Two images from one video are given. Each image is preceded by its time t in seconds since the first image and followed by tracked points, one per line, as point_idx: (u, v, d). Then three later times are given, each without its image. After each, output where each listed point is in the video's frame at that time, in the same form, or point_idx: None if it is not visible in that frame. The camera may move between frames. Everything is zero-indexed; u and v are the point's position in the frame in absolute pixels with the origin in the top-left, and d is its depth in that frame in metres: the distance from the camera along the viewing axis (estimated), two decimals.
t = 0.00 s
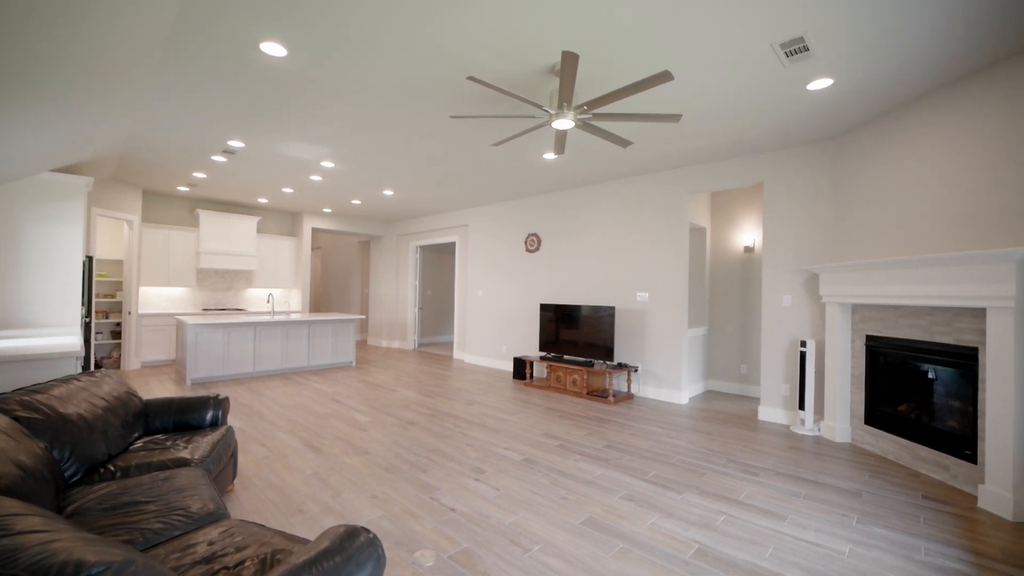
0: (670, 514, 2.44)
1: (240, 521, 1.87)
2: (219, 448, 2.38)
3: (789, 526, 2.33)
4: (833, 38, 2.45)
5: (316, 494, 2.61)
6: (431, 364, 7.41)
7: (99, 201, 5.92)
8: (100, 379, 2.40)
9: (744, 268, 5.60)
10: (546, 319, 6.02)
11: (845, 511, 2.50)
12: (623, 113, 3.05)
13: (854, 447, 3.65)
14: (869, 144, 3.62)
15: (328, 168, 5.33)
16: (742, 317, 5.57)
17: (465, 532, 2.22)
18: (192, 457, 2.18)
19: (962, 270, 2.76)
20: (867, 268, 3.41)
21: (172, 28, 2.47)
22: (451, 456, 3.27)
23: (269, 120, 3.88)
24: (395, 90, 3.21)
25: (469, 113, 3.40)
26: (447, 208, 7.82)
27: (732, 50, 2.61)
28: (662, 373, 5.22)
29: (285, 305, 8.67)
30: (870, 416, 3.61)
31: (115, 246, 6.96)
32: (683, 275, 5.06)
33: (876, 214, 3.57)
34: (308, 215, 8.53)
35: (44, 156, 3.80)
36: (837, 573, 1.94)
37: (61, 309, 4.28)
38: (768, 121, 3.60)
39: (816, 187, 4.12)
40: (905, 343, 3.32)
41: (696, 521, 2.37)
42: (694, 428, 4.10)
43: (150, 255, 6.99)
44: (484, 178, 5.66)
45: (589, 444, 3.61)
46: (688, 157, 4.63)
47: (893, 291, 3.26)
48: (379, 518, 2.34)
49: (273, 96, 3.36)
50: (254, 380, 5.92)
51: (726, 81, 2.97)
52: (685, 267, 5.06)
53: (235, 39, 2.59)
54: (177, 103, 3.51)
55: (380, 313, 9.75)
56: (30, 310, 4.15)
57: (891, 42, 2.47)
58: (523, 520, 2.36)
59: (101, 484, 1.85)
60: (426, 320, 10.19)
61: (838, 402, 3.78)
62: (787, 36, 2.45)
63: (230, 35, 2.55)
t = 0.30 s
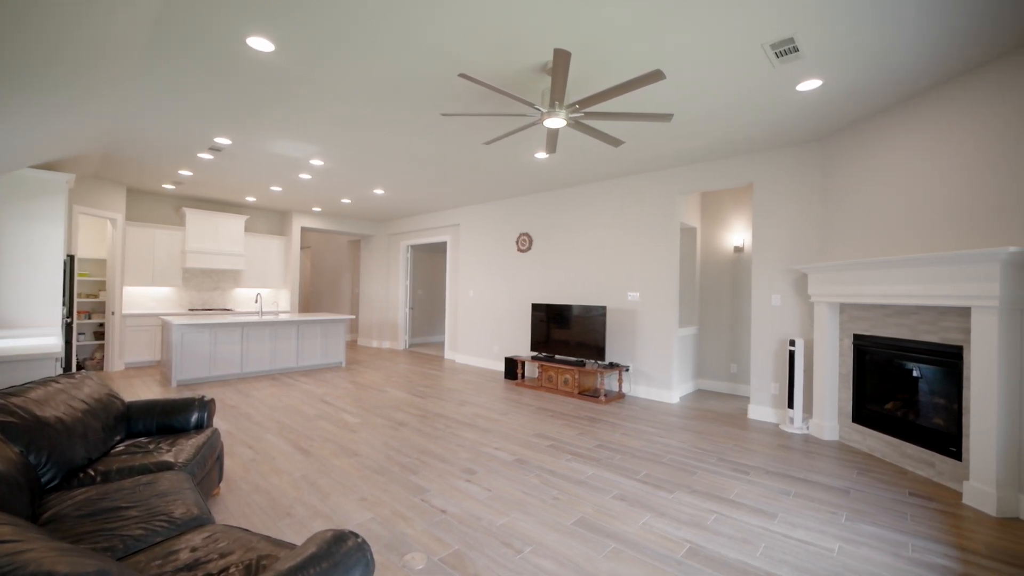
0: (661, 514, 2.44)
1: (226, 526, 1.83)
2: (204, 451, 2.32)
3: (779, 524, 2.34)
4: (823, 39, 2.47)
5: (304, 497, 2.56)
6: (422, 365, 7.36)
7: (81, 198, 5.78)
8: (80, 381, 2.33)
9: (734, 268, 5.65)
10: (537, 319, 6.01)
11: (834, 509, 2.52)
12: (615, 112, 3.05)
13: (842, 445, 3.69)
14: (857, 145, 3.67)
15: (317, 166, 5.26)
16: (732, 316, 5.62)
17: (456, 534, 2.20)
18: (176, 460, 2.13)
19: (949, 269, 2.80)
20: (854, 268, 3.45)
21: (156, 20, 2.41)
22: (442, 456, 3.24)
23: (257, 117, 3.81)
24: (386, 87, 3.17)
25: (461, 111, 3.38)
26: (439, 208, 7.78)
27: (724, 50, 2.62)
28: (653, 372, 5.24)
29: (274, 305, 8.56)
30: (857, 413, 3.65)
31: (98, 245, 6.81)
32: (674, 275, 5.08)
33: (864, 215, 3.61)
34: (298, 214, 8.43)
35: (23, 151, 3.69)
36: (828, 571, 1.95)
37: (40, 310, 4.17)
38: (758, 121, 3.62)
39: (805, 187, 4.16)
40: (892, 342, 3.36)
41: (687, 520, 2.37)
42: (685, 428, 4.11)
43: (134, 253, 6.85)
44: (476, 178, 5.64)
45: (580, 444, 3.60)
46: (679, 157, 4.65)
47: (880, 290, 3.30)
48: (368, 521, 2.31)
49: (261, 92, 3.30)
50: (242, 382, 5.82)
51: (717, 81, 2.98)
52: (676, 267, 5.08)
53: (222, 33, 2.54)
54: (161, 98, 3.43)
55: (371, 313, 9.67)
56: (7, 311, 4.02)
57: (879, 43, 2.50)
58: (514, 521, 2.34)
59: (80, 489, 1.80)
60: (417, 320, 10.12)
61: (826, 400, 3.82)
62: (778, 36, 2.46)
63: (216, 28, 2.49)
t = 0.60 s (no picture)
0: (653, 513, 2.43)
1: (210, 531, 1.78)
2: (188, 455, 2.27)
3: (769, 523, 2.35)
4: (812, 39, 2.48)
5: (292, 500, 2.52)
6: (413, 365, 7.31)
7: (62, 195, 5.63)
8: (58, 383, 2.26)
9: (724, 268, 5.68)
10: (528, 318, 5.99)
11: (824, 507, 2.54)
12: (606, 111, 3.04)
13: (830, 443, 3.73)
14: (845, 146, 3.71)
15: (306, 163, 5.19)
16: (722, 316, 5.65)
17: (447, 537, 2.17)
18: (159, 464, 2.07)
19: (936, 269, 2.83)
20: (842, 268, 3.49)
21: (137, 12, 2.34)
22: (433, 458, 3.21)
23: (244, 114, 3.74)
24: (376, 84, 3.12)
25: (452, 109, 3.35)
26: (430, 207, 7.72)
27: (715, 50, 2.62)
28: (644, 371, 5.25)
29: (262, 305, 8.44)
30: (845, 411, 3.69)
31: (80, 243, 6.65)
32: (665, 274, 5.10)
33: (851, 215, 3.66)
34: (286, 213, 8.32)
35: None
36: (819, 569, 1.95)
37: (18, 310, 4.05)
38: (750, 121, 3.64)
39: (794, 187, 4.20)
40: (880, 341, 3.40)
41: (679, 519, 2.37)
42: (676, 427, 4.12)
43: (118, 252, 6.70)
44: (468, 177, 5.60)
45: (572, 444, 3.59)
46: (671, 157, 4.67)
47: (868, 289, 3.34)
48: (357, 524, 2.27)
49: (249, 88, 3.24)
50: (229, 383, 5.72)
51: (708, 81, 2.99)
52: (667, 266, 5.09)
53: (207, 26, 2.48)
54: (144, 93, 3.35)
55: (361, 313, 9.58)
56: None
57: (868, 44, 2.52)
58: (506, 522, 2.32)
59: (58, 495, 1.74)
60: (408, 320, 10.05)
61: (815, 398, 3.86)
62: (769, 37, 2.47)
63: (200, 21, 2.43)
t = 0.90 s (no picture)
0: (645, 513, 2.43)
1: (193, 538, 1.73)
2: (172, 459, 2.21)
3: (760, 521, 2.36)
4: (802, 40, 2.50)
5: (279, 504, 2.47)
6: (403, 365, 7.25)
7: (41, 193, 5.49)
8: (35, 385, 2.19)
9: (714, 267, 5.72)
10: (519, 318, 5.98)
11: (813, 505, 2.56)
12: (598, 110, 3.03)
13: (818, 441, 3.77)
14: (833, 146, 3.75)
15: (294, 161, 5.11)
16: (712, 315, 5.69)
17: (437, 540, 2.14)
18: (140, 469, 2.01)
19: (922, 268, 2.87)
20: (830, 267, 3.52)
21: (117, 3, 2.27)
22: (423, 459, 3.17)
23: (230, 110, 3.66)
24: (365, 81, 3.08)
25: (443, 107, 3.32)
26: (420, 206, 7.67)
27: (707, 50, 2.63)
28: (635, 371, 5.26)
29: (249, 305, 8.31)
30: (833, 410, 3.73)
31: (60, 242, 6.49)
32: (656, 274, 5.11)
33: (839, 215, 3.70)
34: (274, 212, 8.20)
35: None
36: (811, 567, 1.96)
37: None
38: (740, 121, 3.66)
39: (783, 188, 4.25)
40: (867, 340, 3.44)
41: (670, 519, 2.37)
42: (667, 426, 4.13)
43: (100, 251, 6.54)
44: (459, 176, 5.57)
45: (563, 444, 3.58)
46: (662, 157, 4.68)
47: (855, 289, 3.37)
48: (346, 528, 2.23)
49: (234, 83, 3.17)
50: (215, 384, 5.62)
51: (699, 81, 3.00)
52: (658, 266, 5.11)
53: (191, 19, 2.41)
54: (126, 87, 3.26)
55: (351, 313, 9.49)
56: None
57: (857, 45, 2.54)
58: (497, 524, 2.30)
59: (33, 502, 1.67)
60: (398, 319, 9.97)
61: (803, 397, 3.90)
62: (759, 37, 2.48)
63: (183, 14, 2.37)
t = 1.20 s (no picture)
0: (636, 513, 2.43)
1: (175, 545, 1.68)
2: (154, 463, 2.16)
3: (750, 520, 2.38)
4: (791, 42, 2.51)
5: (266, 508, 2.42)
6: (393, 366, 7.19)
7: (19, 190, 5.34)
8: (11, 388, 2.12)
9: (703, 267, 5.76)
10: (510, 318, 5.96)
11: (802, 503, 2.58)
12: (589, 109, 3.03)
13: (806, 439, 3.81)
14: (820, 148, 3.80)
15: (282, 159, 5.04)
16: (702, 315, 5.73)
17: (428, 542, 2.12)
18: (121, 473, 1.96)
19: (907, 269, 2.91)
20: (818, 268, 3.56)
21: None
22: (413, 461, 3.14)
23: (216, 106, 3.59)
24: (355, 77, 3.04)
25: (434, 105, 3.28)
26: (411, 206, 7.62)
27: (697, 51, 2.63)
28: (625, 370, 5.28)
29: (236, 305, 8.18)
30: (820, 408, 3.77)
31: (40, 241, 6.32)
32: (647, 274, 5.13)
33: (826, 216, 3.74)
34: (262, 211, 8.09)
35: None
36: (800, 565, 1.97)
37: None
38: (730, 122, 3.68)
39: (771, 188, 4.29)
40: (853, 339, 3.47)
41: (661, 519, 2.37)
42: (657, 425, 4.15)
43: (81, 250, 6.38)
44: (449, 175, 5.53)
45: (554, 444, 3.58)
46: (652, 158, 4.70)
47: (842, 289, 3.41)
48: (335, 531, 2.20)
49: (220, 78, 3.11)
50: (200, 386, 5.52)
51: (690, 81, 3.00)
52: (648, 266, 5.13)
53: (173, 12, 2.35)
54: (108, 82, 3.18)
55: (340, 314, 9.39)
56: None
57: (844, 47, 2.56)
58: (488, 525, 2.28)
59: (6, 509, 1.62)
60: (388, 320, 9.90)
61: (791, 395, 3.94)
62: (749, 38, 2.49)
63: (165, 7, 2.31)
